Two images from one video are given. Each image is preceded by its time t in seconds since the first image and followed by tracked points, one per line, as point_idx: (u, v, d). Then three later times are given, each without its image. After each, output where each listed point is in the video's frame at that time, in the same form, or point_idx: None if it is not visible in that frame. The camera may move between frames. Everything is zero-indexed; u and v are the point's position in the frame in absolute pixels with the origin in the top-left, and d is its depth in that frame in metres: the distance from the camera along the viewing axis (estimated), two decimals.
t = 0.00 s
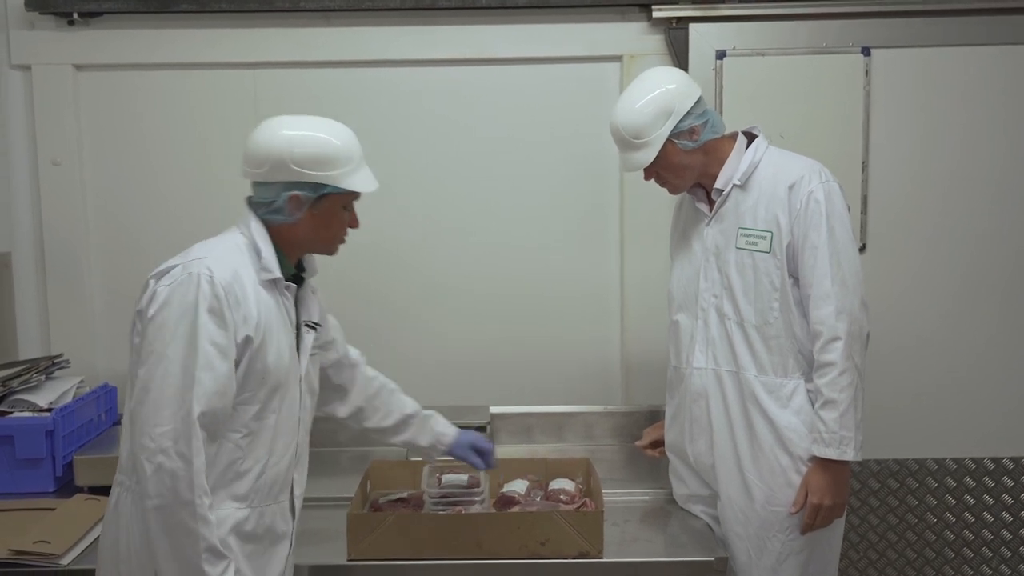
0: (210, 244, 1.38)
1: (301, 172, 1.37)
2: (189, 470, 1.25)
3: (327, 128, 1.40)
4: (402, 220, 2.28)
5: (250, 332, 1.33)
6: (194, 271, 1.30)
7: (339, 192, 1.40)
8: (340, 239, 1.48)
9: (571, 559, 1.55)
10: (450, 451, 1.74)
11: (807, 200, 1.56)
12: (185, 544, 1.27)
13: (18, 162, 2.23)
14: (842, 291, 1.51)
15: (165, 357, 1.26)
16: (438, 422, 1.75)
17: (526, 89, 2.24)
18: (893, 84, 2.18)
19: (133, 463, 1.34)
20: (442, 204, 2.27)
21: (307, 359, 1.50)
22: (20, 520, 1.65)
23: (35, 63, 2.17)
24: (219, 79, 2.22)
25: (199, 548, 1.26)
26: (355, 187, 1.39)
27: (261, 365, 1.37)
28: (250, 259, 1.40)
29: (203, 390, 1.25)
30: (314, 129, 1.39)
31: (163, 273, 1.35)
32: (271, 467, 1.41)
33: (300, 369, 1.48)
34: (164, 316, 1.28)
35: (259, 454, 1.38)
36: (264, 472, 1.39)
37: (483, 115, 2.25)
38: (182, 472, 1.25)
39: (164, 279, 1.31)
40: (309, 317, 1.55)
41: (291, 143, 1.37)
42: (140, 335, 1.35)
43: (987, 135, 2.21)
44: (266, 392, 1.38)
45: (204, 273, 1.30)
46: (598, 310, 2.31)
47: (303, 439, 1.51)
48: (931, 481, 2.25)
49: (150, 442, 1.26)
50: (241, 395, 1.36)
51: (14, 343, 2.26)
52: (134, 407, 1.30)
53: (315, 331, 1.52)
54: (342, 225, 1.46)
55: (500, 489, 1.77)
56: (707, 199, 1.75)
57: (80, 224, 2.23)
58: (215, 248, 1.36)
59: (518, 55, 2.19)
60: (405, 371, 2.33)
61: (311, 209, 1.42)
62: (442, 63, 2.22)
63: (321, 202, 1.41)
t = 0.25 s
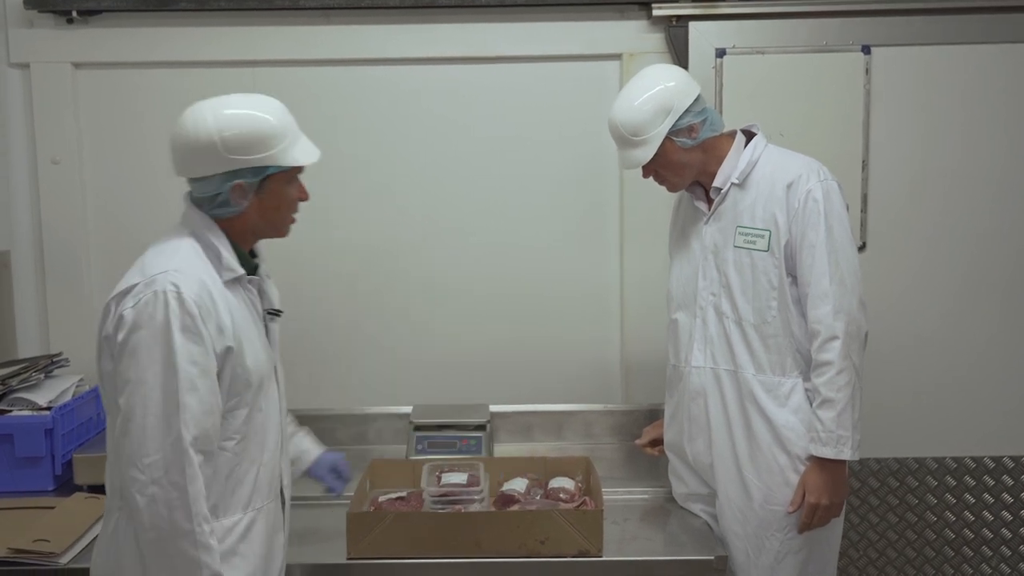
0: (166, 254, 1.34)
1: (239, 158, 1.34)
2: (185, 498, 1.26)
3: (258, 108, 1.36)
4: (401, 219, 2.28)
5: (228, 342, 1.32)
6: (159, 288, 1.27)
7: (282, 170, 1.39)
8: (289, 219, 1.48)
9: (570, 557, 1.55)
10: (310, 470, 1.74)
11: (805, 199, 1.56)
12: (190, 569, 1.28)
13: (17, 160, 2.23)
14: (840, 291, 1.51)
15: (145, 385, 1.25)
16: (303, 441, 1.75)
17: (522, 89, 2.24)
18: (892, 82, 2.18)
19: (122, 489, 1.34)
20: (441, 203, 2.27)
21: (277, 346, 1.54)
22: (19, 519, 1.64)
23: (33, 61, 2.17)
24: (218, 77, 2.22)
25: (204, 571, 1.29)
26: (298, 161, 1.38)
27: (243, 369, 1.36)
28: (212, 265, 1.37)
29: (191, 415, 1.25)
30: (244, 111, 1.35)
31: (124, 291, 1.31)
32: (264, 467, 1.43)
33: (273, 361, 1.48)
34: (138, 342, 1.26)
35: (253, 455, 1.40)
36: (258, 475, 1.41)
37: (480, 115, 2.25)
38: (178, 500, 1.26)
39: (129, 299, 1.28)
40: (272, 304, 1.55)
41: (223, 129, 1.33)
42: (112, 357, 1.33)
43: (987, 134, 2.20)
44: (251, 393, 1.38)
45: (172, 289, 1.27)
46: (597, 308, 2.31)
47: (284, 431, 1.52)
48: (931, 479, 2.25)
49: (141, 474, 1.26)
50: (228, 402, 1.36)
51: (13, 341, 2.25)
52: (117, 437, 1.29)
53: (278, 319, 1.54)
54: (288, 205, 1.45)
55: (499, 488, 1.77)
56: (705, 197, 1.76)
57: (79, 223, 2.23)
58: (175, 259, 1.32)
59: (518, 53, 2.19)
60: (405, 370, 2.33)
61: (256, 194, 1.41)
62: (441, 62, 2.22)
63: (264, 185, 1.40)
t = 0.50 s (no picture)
0: (124, 265, 1.31)
1: (186, 157, 1.31)
2: (183, 514, 1.27)
3: (202, 102, 1.34)
4: (402, 218, 2.27)
5: (205, 350, 1.32)
6: (129, 304, 1.26)
7: (230, 166, 1.36)
8: (242, 217, 1.44)
9: (572, 557, 1.55)
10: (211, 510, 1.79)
11: (806, 198, 1.56)
12: None
13: (19, 159, 2.23)
14: (840, 290, 1.51)
15: (128, 407, 1.24)
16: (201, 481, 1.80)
17: (520, 88, 2.24)
18: (894, 81, 2.17)
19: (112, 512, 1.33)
20: (442, 202, 2.27)
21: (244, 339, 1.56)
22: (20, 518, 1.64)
23: (35, 61, 2.17)
24: (219, 76, 2.21)
25: None
26: (246, 155, 1.36)
27: (222, 373, 1.37)
28: (172, 271, 1.35)
29: (181, 430, 1.26)
30: (188, 107, 1.32)
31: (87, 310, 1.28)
32: (251, 467, 1.45)
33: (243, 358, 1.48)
34: (115, 363, 1.24)
35: (240, 457, 1.42)
36: (248, 477, 1.43)
37: (478, 115, 2.25)
38: (176, 518, 1.27)
39: (96, 318, 1.26)
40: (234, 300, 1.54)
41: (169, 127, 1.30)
42: (84, 378, 1.30)
43: (988, 133, 2.20)
44: (231, 395, 1.39)
45: (142, 303, 1.26)
46: (598, 307, 2.30)
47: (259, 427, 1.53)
48: (934, 479, 2.24)
49: (135, 496, 1.26)
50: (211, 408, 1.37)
51: (15, 341, 2.25)
52: (103, 462, 1.28)
53: (241, 316, 1.54)
54: (241, 203, 1.42)
55: (501, 487, 1.77)
56: (707, 195, 1.76)
57: (80, 222, 2.23)
58: (137, 270, 1.30)
59: (519, 52, 2.19)
60: (406, 369, 2.32)
61: (205, 192, 1.37)
62: (442, 61, 2.22)
63: (214, 182, 1.37)
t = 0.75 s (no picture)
0: (100, 268, 1.31)
1: (155, 159, 1.31)
2: (171, 515, 1.26)
3: (172, 103, 1.34)
4: (403, 219, 2.27)
5: (185, 351, 1.32)
6: (108, 305, 1.26)
7: (201, 168, 1.36)
8: (213, 220, 1.44)
9: (575, 558, 1.55)
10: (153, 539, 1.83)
11: (808, 198, 1.55)
12: None
13: (21, 159, 2.23)
14: (842, 291, 1.51)
15: (111, 409, 1.24)
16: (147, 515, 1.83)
17: (521, 88, 2.24)
18: (895, 82, 2.17)
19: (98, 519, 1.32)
20: (444, 203, 2.27)
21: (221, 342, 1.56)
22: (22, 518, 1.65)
23: (37, 61, 2.17)
24: (221, 77, 2.21)
25: None
26: (216, 158, 1.35)
27: (203, 374, 1.37)
28: (147, 272, 1.35)
29: (166, 430, 1.26)
30: (159, 108, 1.32)
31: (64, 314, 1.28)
32: (233, 470, 1.44)
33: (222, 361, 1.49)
34: (97, 364, 1.24)
35: (223, 459, 1.42)
36: (231, 480, 1.43)
37: (479, 116, 2.24)
38: (164, 519, 1.26)
39: (75, 322, 1.26)
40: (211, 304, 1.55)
41: (139, 128, 1.30)
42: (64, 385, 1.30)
43: (990, 133, 2.20)
44: (213, 397, 1.39)
45: (122, 303, 1.26)
46: (600, 308, 2.30)
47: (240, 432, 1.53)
48: (936, 479, 2.24)
49: (122, 499, 1.25)
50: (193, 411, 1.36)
51: (17, 341, 2.26)
52: (87, 467, 1.27)
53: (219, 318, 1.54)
54: (213, 207, 1.42)
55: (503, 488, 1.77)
56: (709, 195, 1.75)
57: (82, 223, 2.23)
58: (115, 272, 1.30)
59: (521, 52, 2.19)
60: (408, 369, 2.32)
61: (176, 195, 1.37)
62: (443, 61, 2.22)
63: (185, 185, 1.37)
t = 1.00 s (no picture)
0: (87, 262, 1.30)
1: (161, 153, 1.31)
2: (151, 507, 1.24)
3: (180, 105, 1.35)
4: (405, 220, 2.27)
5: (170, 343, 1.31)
6: (90, 298, 1.25)
7: (206, 172, 1.36)
8: (207, 226, 1.43)
9: (575, 559, 1.55)
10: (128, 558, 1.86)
11: (811, 200, 1.55)
12: None
13: (23, 161, 2.23)
14: (844, 292, 1.50)
15: (92, 399, 1.22)
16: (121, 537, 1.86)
17: (524, 89, 2.24)
18: (897, 83, 2.17)
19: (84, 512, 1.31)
20: (445, 204, 2.27)
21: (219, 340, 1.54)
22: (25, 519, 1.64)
23: (39, 62, 2.17)
24: (223, 78, 2.21)
25: None
26: (224, 166, 1.36)
27: (191, 368, 1.35)
28: (134, 266, 1.34)
29: (146, 421, 1.23)
30: (168, 108, 1.34)
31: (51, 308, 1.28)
32: (230, 465, 1.42)
33: (220, 357, 1.47)
34: (78, 356, 1.23)
35: (217, 454, 1.40)
36: (226, 476, 1.41)
37: (481, 117, 2.25)
38: (144, 511, 1.24)
39: (59, 315, 1.25)
40: (204, 300, 1.54)
41: (146, 124, 1.31)
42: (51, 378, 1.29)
43: (991, 134, 2.20)
44: (204, 391, 1.37)
45: (103, 295, 1.25)
46: (601, 309, 2.30)
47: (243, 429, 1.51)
48: (938, 481, 2.24)
49: (102, 489, 1.23)
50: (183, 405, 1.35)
51: (19, 342, 2.26)
52: (71, 458, 1.26)
53: (213, 314, 1.53)
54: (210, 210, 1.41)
55: (505, 489, 1.77)
56: (712, 195, 1.75)
57: (84, 224, 2.23)
58: (100, 266, 1.29)
59: (523, 54, 2.19)
60: (409, 371, 2.32)
61: (176, 192, 1.36)
62: (445, 63, 2.22)
63: (186, 183, 1.36)
